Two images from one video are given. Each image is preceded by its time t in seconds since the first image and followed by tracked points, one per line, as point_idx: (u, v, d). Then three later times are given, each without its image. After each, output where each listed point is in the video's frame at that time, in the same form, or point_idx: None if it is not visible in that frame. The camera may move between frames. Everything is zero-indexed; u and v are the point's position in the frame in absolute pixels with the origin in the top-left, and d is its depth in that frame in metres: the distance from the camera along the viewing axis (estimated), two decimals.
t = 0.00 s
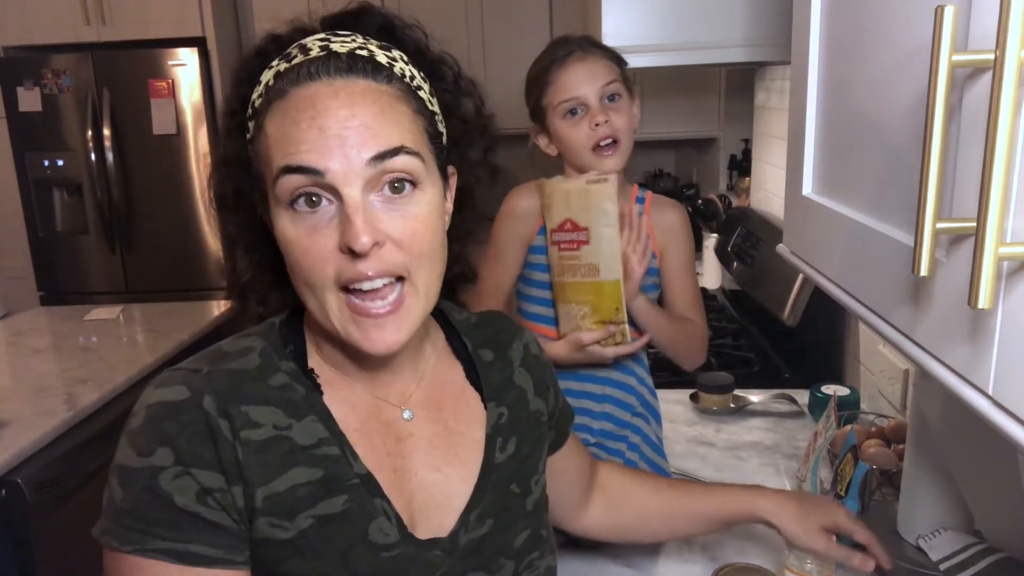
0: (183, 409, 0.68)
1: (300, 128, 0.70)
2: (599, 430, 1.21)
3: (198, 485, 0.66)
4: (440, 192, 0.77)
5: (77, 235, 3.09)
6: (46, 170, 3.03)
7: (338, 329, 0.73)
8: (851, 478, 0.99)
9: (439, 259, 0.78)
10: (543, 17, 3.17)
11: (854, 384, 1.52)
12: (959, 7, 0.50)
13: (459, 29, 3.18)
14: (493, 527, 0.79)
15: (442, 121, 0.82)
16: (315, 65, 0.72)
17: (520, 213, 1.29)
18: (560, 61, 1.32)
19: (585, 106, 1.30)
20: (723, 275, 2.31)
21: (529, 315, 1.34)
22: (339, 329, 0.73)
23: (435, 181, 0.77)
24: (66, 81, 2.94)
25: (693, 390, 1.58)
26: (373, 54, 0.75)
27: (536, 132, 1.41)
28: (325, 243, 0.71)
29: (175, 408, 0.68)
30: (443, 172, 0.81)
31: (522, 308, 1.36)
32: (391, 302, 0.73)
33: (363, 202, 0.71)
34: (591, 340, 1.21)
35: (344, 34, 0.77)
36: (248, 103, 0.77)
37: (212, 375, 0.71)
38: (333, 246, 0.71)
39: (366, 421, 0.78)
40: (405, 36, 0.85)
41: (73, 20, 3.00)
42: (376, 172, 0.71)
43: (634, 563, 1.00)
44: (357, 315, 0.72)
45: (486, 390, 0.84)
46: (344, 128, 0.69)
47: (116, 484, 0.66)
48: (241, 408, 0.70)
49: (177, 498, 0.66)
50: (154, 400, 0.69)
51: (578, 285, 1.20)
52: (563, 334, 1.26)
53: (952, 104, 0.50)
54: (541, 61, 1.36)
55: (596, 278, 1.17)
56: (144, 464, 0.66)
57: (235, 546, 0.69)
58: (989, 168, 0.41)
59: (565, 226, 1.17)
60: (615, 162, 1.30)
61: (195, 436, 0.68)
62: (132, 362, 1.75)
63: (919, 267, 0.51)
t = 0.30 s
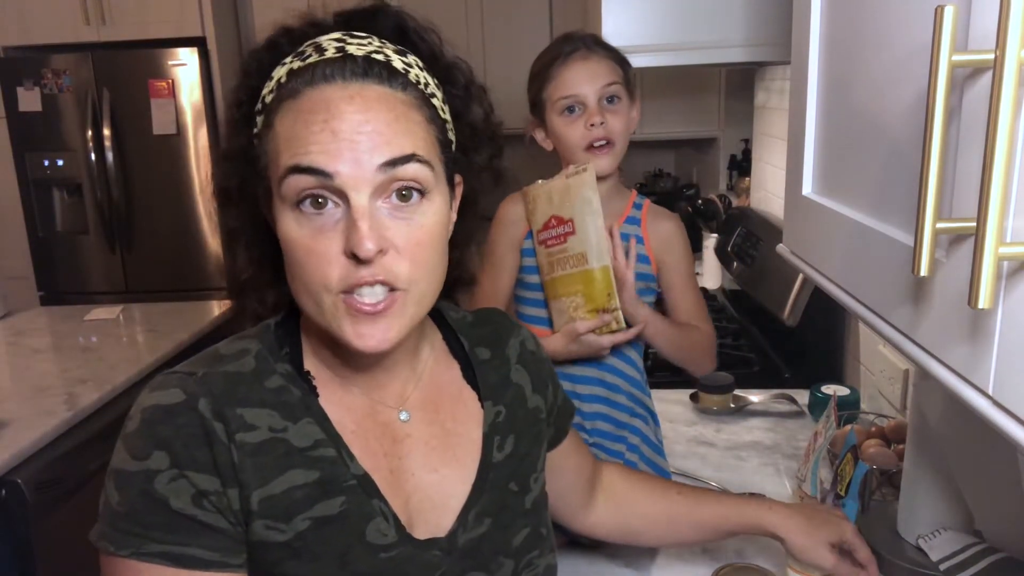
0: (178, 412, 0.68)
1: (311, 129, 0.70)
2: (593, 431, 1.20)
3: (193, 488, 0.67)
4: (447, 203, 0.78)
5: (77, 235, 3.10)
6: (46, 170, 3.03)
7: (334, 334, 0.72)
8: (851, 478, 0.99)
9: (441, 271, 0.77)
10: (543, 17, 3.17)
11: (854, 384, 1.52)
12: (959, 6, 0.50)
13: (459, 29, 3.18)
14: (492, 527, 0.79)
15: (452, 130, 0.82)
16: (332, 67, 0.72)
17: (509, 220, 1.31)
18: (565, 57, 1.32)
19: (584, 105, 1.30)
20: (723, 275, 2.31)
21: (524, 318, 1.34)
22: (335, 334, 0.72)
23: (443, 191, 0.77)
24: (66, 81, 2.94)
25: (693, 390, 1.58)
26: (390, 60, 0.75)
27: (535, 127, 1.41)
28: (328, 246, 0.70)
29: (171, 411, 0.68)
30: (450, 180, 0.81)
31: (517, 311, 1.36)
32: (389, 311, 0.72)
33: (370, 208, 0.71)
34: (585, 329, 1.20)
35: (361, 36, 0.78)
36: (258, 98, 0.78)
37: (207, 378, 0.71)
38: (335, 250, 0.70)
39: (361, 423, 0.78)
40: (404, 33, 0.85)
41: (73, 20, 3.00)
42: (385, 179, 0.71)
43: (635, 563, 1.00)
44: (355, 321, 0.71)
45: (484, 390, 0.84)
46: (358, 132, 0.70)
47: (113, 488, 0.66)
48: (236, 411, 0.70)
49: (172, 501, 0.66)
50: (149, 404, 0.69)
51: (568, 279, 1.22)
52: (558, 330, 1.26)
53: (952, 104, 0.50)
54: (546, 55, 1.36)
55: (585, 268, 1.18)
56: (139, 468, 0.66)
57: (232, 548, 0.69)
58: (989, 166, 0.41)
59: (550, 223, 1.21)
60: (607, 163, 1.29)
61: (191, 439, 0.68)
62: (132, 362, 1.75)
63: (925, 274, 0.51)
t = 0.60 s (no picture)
0: (167, 414, 0.68)
1: (324, 117, 0.70)
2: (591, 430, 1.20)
3: (185, 490, 0.66)
4: (449, 212, 0.77)
5: (77, 235, 3.10)
6: (46, 170, 3.04)
7: (319, 328, 0.72)
8: (851, 478, 0.99)
9: (435, 278, 0.77)
10: (543, 17, 3.17)
11: (854, 384, 1.52)
12: (959, 6, 0.50)
13: (460, 29, 3.18)
14: (485, 528, 0.79)
15: (468, 148, 0.83)
16: (355, 63, 0.73)
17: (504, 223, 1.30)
18: (568, 55, 1.31)
19: (584, 104, 1.30)
20: (723, 275, 2.31)
21: (522, 319, 1.34)
22: (319, 328, 0.71)
23: (447, 199, 0.77)
24: (66, 81, 2.94)
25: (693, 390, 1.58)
26: (414, 66, 0.76)
27: (535, 123, 1.41)
28: (323, 236, 0.70)
29: (161, 413, 0.68)
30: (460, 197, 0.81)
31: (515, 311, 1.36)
32: (374, 310, 0.72)
33: (369, 203, 0.71)
34: (591, 321, 1.20)
35: (392, 41, 0.78)
36: (282, 89, 0.78)
37: (197, 380, 0.71)
38: (329, 240, 0.70)
39: (352, 424, 0.78)
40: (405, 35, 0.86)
41: (73, 20, 3.00)
42: (389, 176, 0.71)
43: (635, 563, 1.00)
44: (341, 316, 0.71)
45: (476, 392, 0.85)
46: (370, 127, 0.70)
47: (104, 490, 0.66)
48: (226, 412, 0.70)
49: (164, 502, 0.65)
50: (139, 406, 0.68)
51: (570, 274, 1.22)
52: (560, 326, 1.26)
53: (952, 104, 0.50)
54: (550, 51, 1.36)
55: (589, 260, 1.19)
56: (130, 470, 0.65)
57: (225, 549, 0.69)
58: (989, 166, 0.41)
59: (550, 220, 1.21)
60: (604, 162, 1.28)
61: (181, 441, 0.67)
62: (132, 362, 1.75)
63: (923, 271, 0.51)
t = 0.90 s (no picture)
0: (167, 414, 0.68)
1: (320, 121, 0.70)
2: (591, 430, 1.20)
3: (185, 489, 0.66)
4: (446, 212, 0.77)
5: (77, 235, 3.09)
6: (46, 170, 3.03)
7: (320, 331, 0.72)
8: (851, 477, 0.99)
9: (433, 278, 0.77)
10: (543, 17, 3.17)
11: (854, 384, 1.53)
12: (959, 7, 0.50)
13: (459, 30, 3.18)
14: (485, 526, 0.79)
15: (463, 144, 0.82)
16: (349, 64, 0.73)
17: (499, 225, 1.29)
18: (571, 62, 1.31)
19: (587, 111, 1.30)
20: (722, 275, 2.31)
21: (518, 319, 1.34)
22: (320, 330, 0.72)
23: (444, 199, 0.77)
24: (66, 81, 2.94)
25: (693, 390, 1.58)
26: (408, 66, 0.76)
27: (536, 127, 1.40)
28: (322, 240, 0.70)
29: (161, 413, 0.68)
30: (454, 194, 0.81)
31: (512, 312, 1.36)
32: (375, 313, 0.72)
33: (368, 206, 0.71)
34: (584, 324, 1.21)
35: (385, 40, 0.78)
36: (275, 89, 0.78)
37: (196, 380, 0.71)
38: (328, 245, 0.70)
39: (352, 424, 0.78)
40: (400, 32, 0.85)
41: (73, 20, 3.00)
42: (387, 179, 0.71)
43: (635, 563, 1.00)
44: (341, 320, 0.71)
45: (475, 391, 0.85)
46: (365, 130, 0.70)
47: (104, 491, 0.66)
48: (226, 413, 0.70)
49: (164, 502, 0.65)
50: (139, 406, 0.68)
51: (562, 276, 1.22)
52: (553, 328, 1.26)
53: (952, 104, 0.50)
54: (551, 55, 1.35)
55: (581, 263, 1.19)
56: (130, 470, 0.65)
57: (225, 548, 0.69)
58: (990, 167, 0.41)
59: (543, 222, 1.21)
60: (608, 169, 1.29)
61: (181, 441, 0.67)
62: (132, 362, 1.75)
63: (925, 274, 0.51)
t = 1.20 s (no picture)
0: (159, 418, 0.68)
1: (308, 124, 0.70)
2: (591, 430, 1.20)
3: (178, 492, 0.67)
4: (436, 211, 0.77)
5: (77, 235, 3.09)
6: (46, 170, 3.03)
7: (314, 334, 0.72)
8: (851, 478, 0.99)
9: (425, 276, 0.77)
10: (543, 17, 3.17)
11: (854, 383, 1.53)
12: (959, 7, 0.50)
13: (460, 30, 3.19)
14: (479, 523, 0.79)
15: (450, 142, 0.83)
16: (335, 66, 0.73)
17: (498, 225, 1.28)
18: (570, 63, 1.31)
19: (586, 112, 1.30)
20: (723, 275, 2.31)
21: (517, 318, 1.34)
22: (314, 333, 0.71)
23: (434, 199, 0.77)
24: (66, 81, 2.94)
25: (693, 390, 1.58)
26: (394, 65, 0.76)
27: (536, 127, 1.40)
28: (314, 242, 0.70)
29: (153, 416, 0.68)
30: (443, 191, 0.81)
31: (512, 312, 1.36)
32: (368, 315, 0.72)
33: (358, 208, 0.71)
34: (583, 325, 1.21)
35: (370, 40, 0.78)
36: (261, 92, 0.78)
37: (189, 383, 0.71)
38: (320, 247, 0.70)
39: (345, 423, 0.78)
40: (382, 28, 0.85)
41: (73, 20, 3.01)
42: (376, 180, 0.71)
43: (633, 563, 1.00)
44: (334, 322, 0.71)
45: (466, 390, 0.85)
46: (353, 131, 0.70)
47: (97, 495, 0.66)
48: (218, 415, 0.70)
49: (158, 504, 0.66)
50: (132, 410, 0.69)
51: (561, 277, 1.22)
52: (552, 329, 1.26)
53: (952, 103, 0.50)
54: (550, 55, 1.35)
55: (580, 264, 1.19)
56: (123, 474, 0.65)
57: (220, 550, 0.69)
58: (990, 167, 0.41)
59: (541, 223, 1.21)
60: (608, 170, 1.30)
61: (174, 444, 0.67)
62: (132, 362, 1.75)
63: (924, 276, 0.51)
